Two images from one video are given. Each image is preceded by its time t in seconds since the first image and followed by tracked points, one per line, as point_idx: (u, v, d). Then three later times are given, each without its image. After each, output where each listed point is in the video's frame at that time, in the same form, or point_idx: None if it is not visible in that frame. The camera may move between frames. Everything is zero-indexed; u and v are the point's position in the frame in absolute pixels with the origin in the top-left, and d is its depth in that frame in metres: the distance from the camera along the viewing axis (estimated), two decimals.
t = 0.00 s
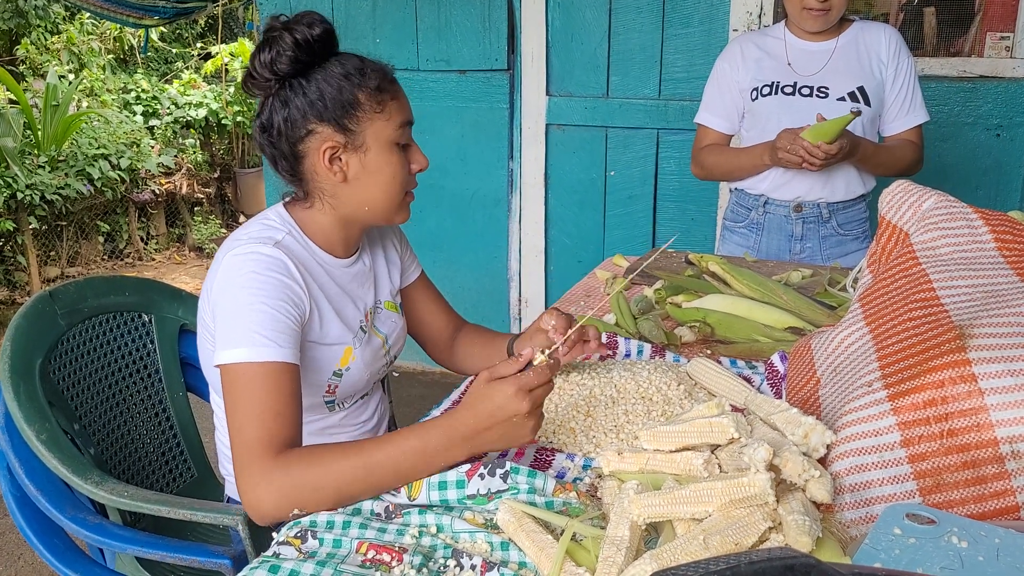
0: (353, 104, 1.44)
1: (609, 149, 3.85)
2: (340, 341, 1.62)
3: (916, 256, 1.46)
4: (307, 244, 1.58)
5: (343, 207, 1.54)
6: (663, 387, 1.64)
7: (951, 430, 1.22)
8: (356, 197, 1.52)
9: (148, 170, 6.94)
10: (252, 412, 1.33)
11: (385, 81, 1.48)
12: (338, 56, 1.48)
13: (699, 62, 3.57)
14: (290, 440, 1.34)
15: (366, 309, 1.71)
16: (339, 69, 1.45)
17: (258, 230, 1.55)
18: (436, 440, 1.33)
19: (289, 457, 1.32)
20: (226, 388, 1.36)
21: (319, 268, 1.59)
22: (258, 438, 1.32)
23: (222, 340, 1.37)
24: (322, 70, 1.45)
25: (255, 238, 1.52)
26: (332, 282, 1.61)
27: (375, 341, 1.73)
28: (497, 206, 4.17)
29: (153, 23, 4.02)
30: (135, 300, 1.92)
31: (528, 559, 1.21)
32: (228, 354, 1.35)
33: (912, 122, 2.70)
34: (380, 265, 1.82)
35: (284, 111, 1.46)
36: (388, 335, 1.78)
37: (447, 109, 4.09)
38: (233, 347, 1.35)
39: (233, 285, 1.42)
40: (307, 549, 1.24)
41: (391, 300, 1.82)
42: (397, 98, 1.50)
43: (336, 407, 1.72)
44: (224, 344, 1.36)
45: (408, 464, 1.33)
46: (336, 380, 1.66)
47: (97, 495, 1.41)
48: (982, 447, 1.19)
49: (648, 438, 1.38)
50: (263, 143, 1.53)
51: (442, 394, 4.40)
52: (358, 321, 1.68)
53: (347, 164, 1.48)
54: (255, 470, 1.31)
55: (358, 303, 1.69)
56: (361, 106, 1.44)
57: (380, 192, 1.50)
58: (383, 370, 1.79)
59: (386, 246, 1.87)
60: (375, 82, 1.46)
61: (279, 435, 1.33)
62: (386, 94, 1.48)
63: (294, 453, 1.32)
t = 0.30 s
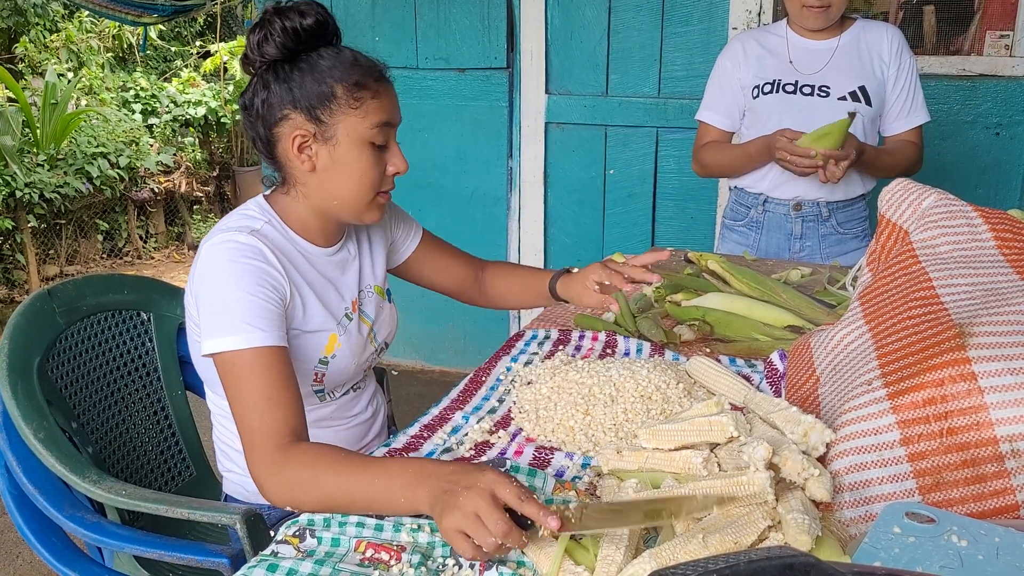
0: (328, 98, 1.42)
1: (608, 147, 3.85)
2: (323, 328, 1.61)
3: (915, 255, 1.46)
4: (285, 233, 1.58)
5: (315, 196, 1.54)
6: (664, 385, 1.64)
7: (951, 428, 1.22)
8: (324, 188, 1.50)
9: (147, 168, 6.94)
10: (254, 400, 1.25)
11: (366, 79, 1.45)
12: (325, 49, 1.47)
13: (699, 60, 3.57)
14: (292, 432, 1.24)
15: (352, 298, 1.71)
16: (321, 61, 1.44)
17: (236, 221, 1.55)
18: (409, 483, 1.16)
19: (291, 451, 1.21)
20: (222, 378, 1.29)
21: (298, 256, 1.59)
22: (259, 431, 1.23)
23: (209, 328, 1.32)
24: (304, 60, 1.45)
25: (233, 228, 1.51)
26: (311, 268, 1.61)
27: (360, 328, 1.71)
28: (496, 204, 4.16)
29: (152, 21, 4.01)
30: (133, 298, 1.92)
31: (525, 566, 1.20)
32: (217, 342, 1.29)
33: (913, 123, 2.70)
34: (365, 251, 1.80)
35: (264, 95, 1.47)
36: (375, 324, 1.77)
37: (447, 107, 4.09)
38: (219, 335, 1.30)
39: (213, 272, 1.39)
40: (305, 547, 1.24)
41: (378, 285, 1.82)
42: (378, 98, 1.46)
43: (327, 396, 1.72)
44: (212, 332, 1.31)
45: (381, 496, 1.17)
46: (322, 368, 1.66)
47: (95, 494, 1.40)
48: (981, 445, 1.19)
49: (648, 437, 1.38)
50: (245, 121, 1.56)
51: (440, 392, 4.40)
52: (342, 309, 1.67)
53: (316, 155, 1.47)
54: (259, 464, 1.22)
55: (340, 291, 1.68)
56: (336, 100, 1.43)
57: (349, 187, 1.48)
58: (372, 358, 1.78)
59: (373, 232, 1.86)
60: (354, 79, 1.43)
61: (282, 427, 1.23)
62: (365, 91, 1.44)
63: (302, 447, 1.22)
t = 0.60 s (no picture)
0: (317, 103, 1.42)
1: (609, 147, 3.85)
2: (334, 321, 1.62)
3: (915, 255, 1.46)
4: (291, 230, 1.58)
5: (313, 198, 1.54)
6: (663, 385, 1.64)
7: (951, 428, 1.22)
8: (322, 190, 1.51)
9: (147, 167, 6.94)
10: (258, 396, 1.24)
11: (354, 80, 1.44)
12: (310, 51, 1.46)
13: (699, 60, 3.57)
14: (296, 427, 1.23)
15: (359, 290, 1.72)
16: (308, 65, 1.44)
17: (241, 220, 1.55)
18: (417, 489, 1.16)
19: (293, 447, 1.21)
20: (229, 378, 1.29)
21: (305, 252, 1.59)
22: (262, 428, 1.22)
23: (218, 327, 1.31)
24: (291, 65, 1.45)
25: (239, 227, 1.51)
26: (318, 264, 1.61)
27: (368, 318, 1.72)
28: (496, 204, 4.16)
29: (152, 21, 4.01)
30: (134, 298, 1.92)
31: (524, 572, 1.20)
32: (227, 340, 1.28)
33: (915, 123, 2.70)
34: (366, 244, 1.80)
35: (254, 102, 1.48)
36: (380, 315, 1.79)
37: (447, 106, 4.09)
38: (228, 335, 1.29)
39: (221, 272, 1.39)
40: (306, 546, 1.24)
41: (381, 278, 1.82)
42: (366, 99, 1.45)
43: (336, 388, 1.72)
44: (221, 330, 1.30)
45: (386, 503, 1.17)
46: (334, 361, 1.67)
47: (96, 493, 1.41)
48: (981, 445, 1.19)
49: (648, 436, 1.38)
50: (238, 126, 1.57)
51: (441, 391, 4.40)
52: (351, 301, 1.68)
53: (310, 158, 1.47)
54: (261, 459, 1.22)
55: (346, 285, 1.68)
56: (325, 104, 1.42)
57: (345, 189, 1.49)
58: (379, 348, 1.79)
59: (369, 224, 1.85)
60: (341, 81, 1.43)
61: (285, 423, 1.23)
62: (354, 92, 1.44)
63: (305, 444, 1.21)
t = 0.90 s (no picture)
0: (307, 81, 1.44)
1: (608, 146, 3.85)
2: (311, 326, 1.61)
3: (915, 254, 1.46)
4: (272, 232, 1.59)
5: (299, 183, 1.53)
6: (663, 384, 1.64)
7: (950, 428, 1.22)
8: (306, 170, 1.49)
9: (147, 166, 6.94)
10: (248, 395, 1.24)
11: (344, 64, 1.46)
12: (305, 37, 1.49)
13: (698, 59, 3.57)
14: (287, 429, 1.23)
15: (345, 293, 1.71)
16: (301, 48, 1.46)
17: (221, 224, 1.56)
18: (416, 493, 1.16)
19: (286, 445, 1.21)
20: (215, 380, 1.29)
21: (285, 254, 1.59)
22: (255, 427, 1.23)
23: (199, 331, 1.32)
24: (286, 48, 1.47)
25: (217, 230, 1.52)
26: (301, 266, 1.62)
27: (352, 322, 1.71)
28: (496, 203, 4.16)
29: (151, 20, 4.00)
30: (135, 297, 1.92)
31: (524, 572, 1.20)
32: (208, 344, 1.29)
33: (917, 124, 2.70)
34: (358, 245, 1.80)
35: (248, 84, 1.50)
36: (368, 320, 1.77)
37: (447, 105, 4.09)
38: (208, 338, 1.30)
39: (198, 275, 1.39)
40: (306, 546, 1.24)
41: (372, 284, 1.82)
42: (356, 82, 1.47)
43: (319, 394, 1.72)
44: (202, 334, 1.31)
45: (385, 507, 1.17)
46: (312, 366, 1.66)
47: (96, 493, 1.40)
48: (980, 444, 1.19)
49: (647, 436, 1.38)
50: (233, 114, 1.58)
51: (440, 391, 4.40)
52: (331, 305, 1.67)
53: (298, 138, 1.47)
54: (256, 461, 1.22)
55: (329, 287, 1.68)
56: (314, 83, 1.44)
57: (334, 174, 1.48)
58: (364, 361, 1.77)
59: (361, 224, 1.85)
60: (331, 63, 1.45)
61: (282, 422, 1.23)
62: (343, 74, 1.46)
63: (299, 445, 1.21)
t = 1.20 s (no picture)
0: (311, 82, 1.44)
1: (607, 145, 3.85)
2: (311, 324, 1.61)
3: (913, 253, 1.46)
4: (271, 231, 1.59)
5: (298, 180, 1.53)
6: (662, 383, 1.64)
7: (949, 427, 1.22)
8: (307, 170, 1.49)
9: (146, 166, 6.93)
10: (243, 399, 1.24)
11: (349, 66, 1.46)
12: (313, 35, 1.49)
13: (697, 59, 3.57)
14: (283, 432, 1.23)
15: (343, 292, 1.71)
16: (307, 47, 1.46)
17: (222, 223, 1.55)
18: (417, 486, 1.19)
19: (281, 448, 1.21)
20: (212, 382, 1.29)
21: (287, 255, 1.59)
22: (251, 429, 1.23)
23: (199, 331, 1.31)
24: (293, 46, 1.47)
25: (217, 229, 1.51)
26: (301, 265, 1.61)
27: (352, 320, 1.71)
28: (495, 203, 4.16)
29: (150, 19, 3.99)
30: (134, 296, 1.92)
31: (523, 570, 1.19)
32: (208, 345, 1.29)
33: (915, 124, 2.70)
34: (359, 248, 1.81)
35: (253, 78, 1.50)
36: (368, 318, 1.77)
37: (446, 104, 4.09)
38: (207, 340, 1.29)
39: (197, 274, 1.39)
40: (305, 546, 1.24)
41: (373, 284, 1.83)
42: (359, 86, 1.46)
43: (322, 393, 1.72)
44: (202, 335, 1.30)
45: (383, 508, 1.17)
46: (315, 365, 1.66)
47: (94, 492, 1.40)
48: (979, 443, 1.19)
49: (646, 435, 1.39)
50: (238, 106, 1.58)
51: (440, 390, 4.40)
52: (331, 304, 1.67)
53: (298, 137, 1.47)
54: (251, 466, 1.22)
55: (328, 286, 1.68)
56: (318, 84, 1.44)
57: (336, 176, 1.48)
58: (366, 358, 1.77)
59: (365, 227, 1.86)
60: (336, 64, 1.44)
61: (279, 424, 1.23)
62: (348, 77, 1.45)
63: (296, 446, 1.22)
